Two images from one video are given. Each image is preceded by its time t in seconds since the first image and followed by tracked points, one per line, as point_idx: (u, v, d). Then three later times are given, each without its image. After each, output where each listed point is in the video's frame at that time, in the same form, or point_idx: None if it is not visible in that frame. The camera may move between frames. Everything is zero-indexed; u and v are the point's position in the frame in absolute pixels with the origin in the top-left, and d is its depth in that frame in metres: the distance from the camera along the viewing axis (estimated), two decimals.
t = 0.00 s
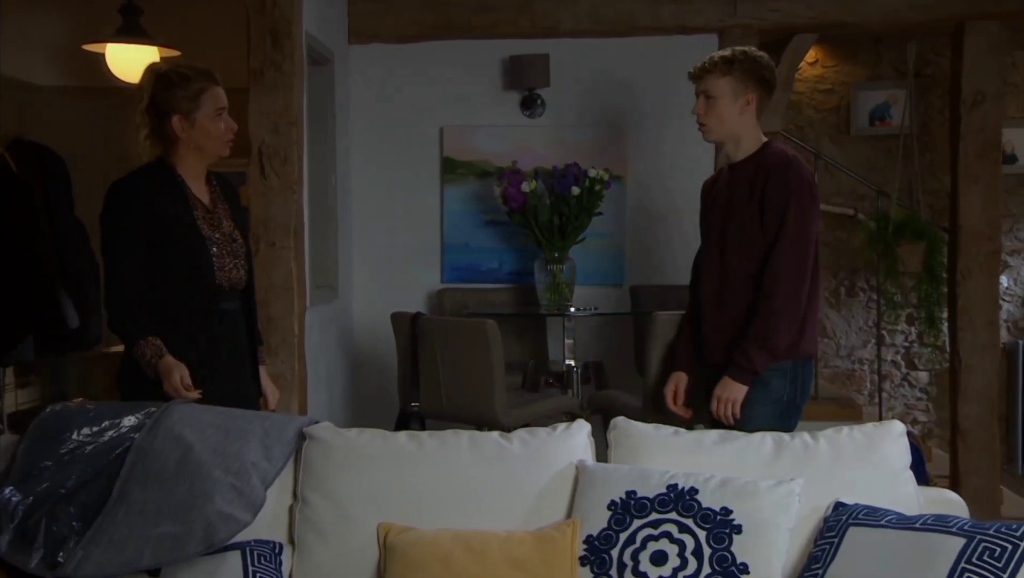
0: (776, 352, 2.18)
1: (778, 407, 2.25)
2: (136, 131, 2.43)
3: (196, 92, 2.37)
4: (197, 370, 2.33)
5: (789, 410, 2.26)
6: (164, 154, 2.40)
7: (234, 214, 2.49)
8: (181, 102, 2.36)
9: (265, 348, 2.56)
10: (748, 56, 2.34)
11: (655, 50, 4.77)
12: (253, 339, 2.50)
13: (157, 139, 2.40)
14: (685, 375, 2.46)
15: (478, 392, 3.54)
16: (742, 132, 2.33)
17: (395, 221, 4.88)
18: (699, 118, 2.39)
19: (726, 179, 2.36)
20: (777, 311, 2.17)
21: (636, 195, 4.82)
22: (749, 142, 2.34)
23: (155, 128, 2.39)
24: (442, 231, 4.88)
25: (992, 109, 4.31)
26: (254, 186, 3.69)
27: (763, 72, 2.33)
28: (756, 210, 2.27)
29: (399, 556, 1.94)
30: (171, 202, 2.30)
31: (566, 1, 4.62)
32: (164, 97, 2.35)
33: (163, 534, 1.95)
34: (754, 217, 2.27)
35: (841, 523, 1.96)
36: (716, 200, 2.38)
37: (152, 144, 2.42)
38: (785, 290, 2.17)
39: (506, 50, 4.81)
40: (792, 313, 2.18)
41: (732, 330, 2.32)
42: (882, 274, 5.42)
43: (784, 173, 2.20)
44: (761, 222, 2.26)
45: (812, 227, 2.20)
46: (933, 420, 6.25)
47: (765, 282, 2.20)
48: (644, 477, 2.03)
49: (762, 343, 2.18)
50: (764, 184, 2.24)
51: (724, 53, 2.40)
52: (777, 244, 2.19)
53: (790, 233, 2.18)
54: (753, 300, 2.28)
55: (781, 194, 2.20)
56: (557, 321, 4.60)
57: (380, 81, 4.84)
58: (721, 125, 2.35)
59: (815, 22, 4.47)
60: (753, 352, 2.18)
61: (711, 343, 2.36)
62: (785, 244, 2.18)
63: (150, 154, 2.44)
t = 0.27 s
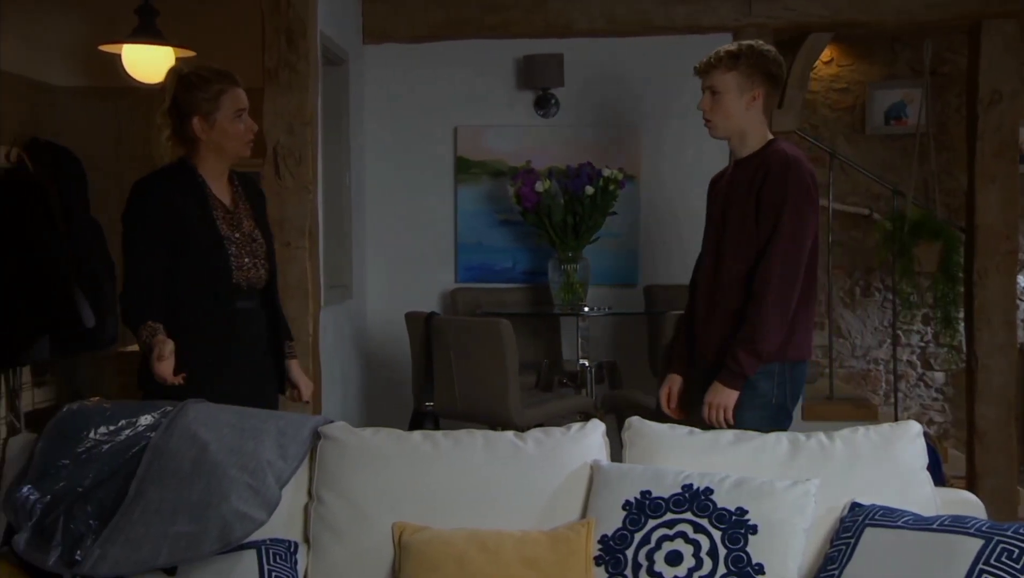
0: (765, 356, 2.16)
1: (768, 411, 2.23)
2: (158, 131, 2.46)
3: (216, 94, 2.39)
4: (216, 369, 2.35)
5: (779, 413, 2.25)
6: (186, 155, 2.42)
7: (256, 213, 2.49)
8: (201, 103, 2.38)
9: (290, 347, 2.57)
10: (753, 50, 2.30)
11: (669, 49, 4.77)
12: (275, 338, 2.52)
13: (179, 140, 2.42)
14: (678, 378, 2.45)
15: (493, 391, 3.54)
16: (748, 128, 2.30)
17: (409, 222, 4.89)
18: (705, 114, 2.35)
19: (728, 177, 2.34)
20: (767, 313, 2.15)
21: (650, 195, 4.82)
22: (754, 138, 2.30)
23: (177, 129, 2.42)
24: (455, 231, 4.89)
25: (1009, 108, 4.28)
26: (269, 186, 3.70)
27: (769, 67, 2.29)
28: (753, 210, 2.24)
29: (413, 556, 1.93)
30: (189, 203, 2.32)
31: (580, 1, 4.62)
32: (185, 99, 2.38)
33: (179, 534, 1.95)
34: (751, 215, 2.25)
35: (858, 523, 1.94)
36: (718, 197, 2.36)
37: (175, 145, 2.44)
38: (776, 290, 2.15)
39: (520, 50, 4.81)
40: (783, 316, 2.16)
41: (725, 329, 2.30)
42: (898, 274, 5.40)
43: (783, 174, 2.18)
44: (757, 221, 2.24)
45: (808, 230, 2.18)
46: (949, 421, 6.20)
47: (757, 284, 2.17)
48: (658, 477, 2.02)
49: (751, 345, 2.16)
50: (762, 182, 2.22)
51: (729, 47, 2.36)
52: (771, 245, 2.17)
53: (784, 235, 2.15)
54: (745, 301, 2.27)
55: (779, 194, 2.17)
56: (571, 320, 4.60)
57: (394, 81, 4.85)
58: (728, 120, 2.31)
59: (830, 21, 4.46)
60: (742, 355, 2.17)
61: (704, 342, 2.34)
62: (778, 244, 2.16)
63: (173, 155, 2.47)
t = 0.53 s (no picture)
0: (773, 360, 2.15)
1: (773, 411, 2.22)
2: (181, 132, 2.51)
3: (236, 96, 2.41)
4: (232, 369, 2.36)
5: (785, 413, 2.24)
6: (207, 156, 2.43)
7: (277, 216, 2.50)
8: (223, 105, 2.40)
9: (306, 350, 2.56)
10: (761, 46, 2.29)
11: (685, 48, 4.76)
12: (292, 340, 2.52)
13: (201, 141, 2.45)
14: (685, 375, 2.49)
15: (509, 390, 3.55)
16: (757, 124, 2.28)
17: (424, 221, 4.90)
18: (713, 110, 2.33)
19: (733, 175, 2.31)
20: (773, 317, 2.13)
21: (665, 194, 4.82)
22: (762, 135, 2.28)
23: (199, 131, 2.44)
24: (470, 230, 4.89)
25: None
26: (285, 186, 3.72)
27: (779, 61, 2.28)
28: (757, 209, 2.22)
29: (429, 555, 1.93)
30: (207, 204, 2.33)
31: (596, 0, 4.61)
32: (206, 101, 2.41)
33: (197, 532, 1.96)
34: (755, 215, 2.23)
35: (875, 524, 1.92)
36: (723, 194, 2.35)
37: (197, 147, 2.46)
38: (783, 292, 2.14)
39: (535, 49, 4.81)
40: (790, 319, 2.15)
41: (730, 329, 2.29)
42: (914, 273, 5.38)
43: (788, 173, 2.16)
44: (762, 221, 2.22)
45: (814, 231, 2.16)
46: (967, 421, 6.16)
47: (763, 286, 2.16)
48: (675, 477, 2.01)
49: (759, 350, 2.15)
50: (767, 182, 2.20)
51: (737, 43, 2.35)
52: (777, 247, 2.16)
53: (790, 237, 2.14)
54: (751, 301, 2.25)
55: (784, 195, 2.15)
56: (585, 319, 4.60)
57: (410, 81, 4.86)
58: (736, 116, 2.29)
59: (846, 19, 4.45)
60: (750, 359, 2.15)
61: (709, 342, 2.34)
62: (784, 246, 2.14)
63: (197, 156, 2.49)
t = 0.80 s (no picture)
0: (795, 365, 2.14)
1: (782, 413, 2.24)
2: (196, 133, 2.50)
3: (250, 96, 2.41)
4: (244, 368, 2.37)
5: (791, 414, 2.25)
6: (222, 157, 2.44)
7: (291, 216, 2.50)
8: (237, 105, 2.40)
9: (319, 351, 2.56)
10: (763, 47, 2.27)
11: (695, 48, 4.75)
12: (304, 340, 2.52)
13: (215, 141, 2.46)
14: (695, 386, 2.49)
15: (519, 390, 3.55)
16: (759, 125, 2.27)
17: (434, 221, 4.91)
18: (715, 111, 2.32)
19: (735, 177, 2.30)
20: (791, 322, 2.13)
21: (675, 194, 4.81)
22: (764, 137, 2.27)
23: (213, 130, 2.44)
24: (480, 229, 4.89)
25: None
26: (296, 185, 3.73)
27: (782, 61, 2.26)
28: (762, 214, 2.21)
29: (440, 555, 1.93)
30: (220, 204, 2.34)
31: None
32: (221, 101, 2.41)
33: (210, 530, 1.96)
34: (761, 218, 2.22)
35: (887, 523, 1.91)
36: (723, 199, 2.33)
37: (213, 146, 2.47)
38: (795, 296, 2.13)
39: (545, 48, 4.80)
40: (805, 323, 2.15)
41: (736, 332, 2.28)
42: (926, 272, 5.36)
43: (793, 177, 2.15)
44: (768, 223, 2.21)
45: (823, 234, 2.16)
46: (979, 421, 6.14)
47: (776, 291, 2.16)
48: (686, 477, 2.00)
49: (778, 356, 2.14)
50: (773, 185, 2.19)
51: (738, 43, 2.33)
52: (786, 250, 2.15)
53: (801, 240, 2.13)
54: (758, 303, 2.25)
55: (791, 197, 2.14)
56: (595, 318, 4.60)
57: (420, 80, 4.86)
58: (739, 118, 2.27)
59: (857, 17, 4.44)
60: (775, 367, 2.14)
61: (714, 344, 2.32)
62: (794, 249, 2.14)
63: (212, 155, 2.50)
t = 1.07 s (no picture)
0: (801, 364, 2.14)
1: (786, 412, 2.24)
2: (204, 134, 2.51)
3: (259, 96, 2.42)
4: (252, 368, 2.38)
5: (795, 413, 2.26)
6: (230, 157, 2.45)
7: (298, 217, 2.50)
8: (245, 105, 2.41)
9: (327, 351, 2.56)
10: (765, 46, 2.27)
11: (701, 47, 4.75)
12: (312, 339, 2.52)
13: (224, 142, 2.46)
14: (691, 382, 2.45)
15: (526, 391, 3.55)
16: (761, 125, 2.26)
17: (440, 221, 4.91)
18: (717, 110, 2.31)
19: (737, 176, 2.29)
20: (800, 320, 2.12)
21: (682, 194, 4.81)
22: (766, 135, 2.27)
23: (222, 131, 2.45)
24: (486, 229, 4.90)
25: None
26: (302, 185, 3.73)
27: (783, 60, 2.26)
28: (767, 213, 2.20)
29: (446, 555, 1.93)
30: (228, 203, 2.34)
31: None
32: (229, 102, 2.42)
33: (216, 529, 1.95)
34: (764, 217, 2.21)
35: (895, 523, 1.89)
36: (723, 199, 2.32)
37: (221, 147, 2.48)
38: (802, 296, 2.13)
39: (551, 48, 4.80)
40: (813, 321, 2.15)
41: (739, 331, 2.27)
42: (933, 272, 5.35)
43: (799, 176, 2.14)
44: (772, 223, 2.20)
45: (828, 233, 2.16)
46: (986, 421, 6.12)
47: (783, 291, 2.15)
48: (693, 476, 2.00)
49: (786, 355, 2.13)
50: (777, 184, 2.18)
51: (738, 42, 2.32)
52: (793, 250, 2.14)
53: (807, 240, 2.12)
54: (762, 303, 2.24)
55: (797, 197, 2.13)
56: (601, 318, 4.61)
57: (426, 80, 4.86)
58: (741, 117, 2.27)
59: (864, 17, 4.45)
60: (785, 366, 2.13)
61: (716, 344, 2.32)
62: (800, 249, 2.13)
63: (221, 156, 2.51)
